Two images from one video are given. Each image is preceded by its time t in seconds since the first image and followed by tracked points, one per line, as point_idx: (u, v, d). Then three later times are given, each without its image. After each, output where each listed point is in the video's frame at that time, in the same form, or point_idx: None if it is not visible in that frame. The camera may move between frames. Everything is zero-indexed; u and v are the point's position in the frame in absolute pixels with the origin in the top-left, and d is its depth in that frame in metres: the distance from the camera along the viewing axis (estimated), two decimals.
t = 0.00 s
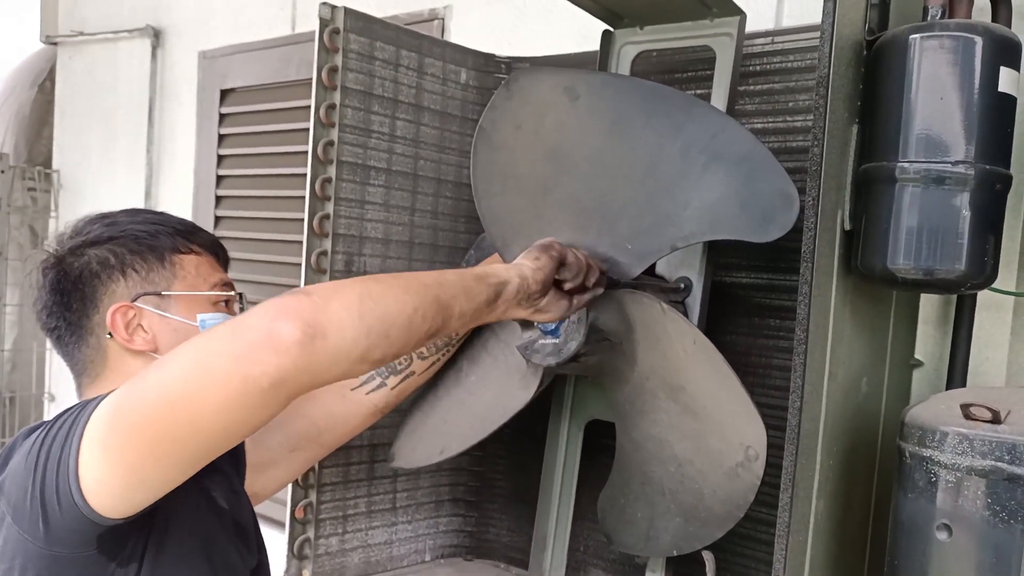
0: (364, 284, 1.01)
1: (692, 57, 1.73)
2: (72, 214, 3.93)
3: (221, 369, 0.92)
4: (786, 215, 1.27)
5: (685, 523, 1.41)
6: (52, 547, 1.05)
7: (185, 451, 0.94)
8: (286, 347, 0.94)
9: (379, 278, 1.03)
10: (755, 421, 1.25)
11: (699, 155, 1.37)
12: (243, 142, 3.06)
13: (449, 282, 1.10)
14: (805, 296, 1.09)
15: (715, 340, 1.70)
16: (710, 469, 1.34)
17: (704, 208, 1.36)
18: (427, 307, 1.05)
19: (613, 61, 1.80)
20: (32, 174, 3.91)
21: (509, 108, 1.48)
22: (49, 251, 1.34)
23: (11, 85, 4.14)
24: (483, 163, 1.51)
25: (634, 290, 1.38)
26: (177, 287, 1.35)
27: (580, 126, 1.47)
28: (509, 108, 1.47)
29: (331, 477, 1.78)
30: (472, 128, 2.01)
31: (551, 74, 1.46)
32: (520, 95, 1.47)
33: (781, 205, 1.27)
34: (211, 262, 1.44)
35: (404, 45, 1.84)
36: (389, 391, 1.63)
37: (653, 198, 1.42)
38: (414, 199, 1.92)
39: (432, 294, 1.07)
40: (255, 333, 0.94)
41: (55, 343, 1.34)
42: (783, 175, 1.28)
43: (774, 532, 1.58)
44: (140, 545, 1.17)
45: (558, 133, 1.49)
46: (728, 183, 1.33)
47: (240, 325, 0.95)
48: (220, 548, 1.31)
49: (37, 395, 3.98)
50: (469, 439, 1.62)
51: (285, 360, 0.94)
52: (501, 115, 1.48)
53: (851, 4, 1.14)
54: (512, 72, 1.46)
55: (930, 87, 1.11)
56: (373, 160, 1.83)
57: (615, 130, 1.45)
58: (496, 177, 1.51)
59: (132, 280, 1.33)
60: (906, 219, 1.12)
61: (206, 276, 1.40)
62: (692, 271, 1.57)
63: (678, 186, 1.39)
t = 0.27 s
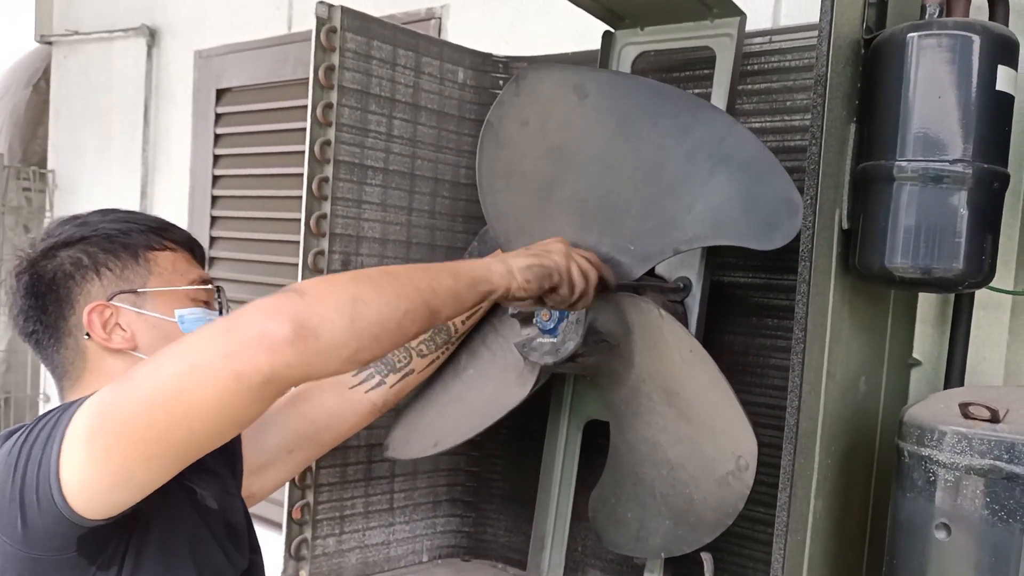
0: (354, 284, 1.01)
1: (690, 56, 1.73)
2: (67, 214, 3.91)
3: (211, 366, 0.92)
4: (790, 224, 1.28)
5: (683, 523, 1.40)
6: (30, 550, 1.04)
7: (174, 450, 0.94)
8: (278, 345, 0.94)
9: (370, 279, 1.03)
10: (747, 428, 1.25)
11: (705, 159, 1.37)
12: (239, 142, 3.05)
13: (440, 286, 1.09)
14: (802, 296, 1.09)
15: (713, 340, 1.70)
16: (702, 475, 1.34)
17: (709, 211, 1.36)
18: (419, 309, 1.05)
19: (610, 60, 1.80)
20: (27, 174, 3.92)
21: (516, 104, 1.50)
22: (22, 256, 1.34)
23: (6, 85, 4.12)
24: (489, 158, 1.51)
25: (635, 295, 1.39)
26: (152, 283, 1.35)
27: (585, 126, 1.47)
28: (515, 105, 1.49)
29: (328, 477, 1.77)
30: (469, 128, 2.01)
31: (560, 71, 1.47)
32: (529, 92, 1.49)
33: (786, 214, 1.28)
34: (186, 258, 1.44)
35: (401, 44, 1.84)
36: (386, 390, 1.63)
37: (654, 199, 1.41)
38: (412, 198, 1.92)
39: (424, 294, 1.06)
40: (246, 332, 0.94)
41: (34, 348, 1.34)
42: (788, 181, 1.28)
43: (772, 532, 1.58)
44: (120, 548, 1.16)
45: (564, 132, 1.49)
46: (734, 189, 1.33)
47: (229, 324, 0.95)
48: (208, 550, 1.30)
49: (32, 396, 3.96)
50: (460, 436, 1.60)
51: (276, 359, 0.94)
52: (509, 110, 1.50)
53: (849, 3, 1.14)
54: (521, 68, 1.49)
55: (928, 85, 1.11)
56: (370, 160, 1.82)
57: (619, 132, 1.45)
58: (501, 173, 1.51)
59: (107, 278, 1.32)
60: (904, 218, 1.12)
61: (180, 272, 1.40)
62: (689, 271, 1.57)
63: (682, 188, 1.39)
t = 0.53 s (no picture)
0: (346, 283, 0.99)
1: (685, 56, 1.73)
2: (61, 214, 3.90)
3: (201, 370, 0.90)
4: (782, 215, 1.27)
5: (679, 523, 1.40)
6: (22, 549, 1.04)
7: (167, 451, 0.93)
8: (268, 347, 0.92)
9: (363, 277, 1.01)
10: (750, 421, 1.24)
11: (695, 155, 1.37)
12: (234, 142, 3.04)
13: (434, 280, 1.06)
14: (800, 296, 1.09)
15: (709, 340, 1.70)
16: (706, 468, 1.34)
17: (699, 207, 1.36)
18: (411, 307, 1.03)
19: (606, 59, 1.80)
20: (20, 174, 3.91)
21: (502, 107, 1.48)
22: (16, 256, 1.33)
23: None
24: (477, 162, 1.49)
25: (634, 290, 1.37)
26: (148, 283, 1.34)
27: (573, 125, 1.47)
28: (502, 108, 1.47)
29: (324, 477, 1.77)
30: (465, 128, 2.00)
31: (546, 72, 1.46)
32: (515, 94, 1.47)
33: (778, 205, 1.27)
34: (181, 259, 1.43)
35: (396, 43, 1.83)
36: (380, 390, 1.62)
37: (647, 197, 1.41)
38: (408, 198, 1.92)
39: (417, 292, 1.04)
40: (236, 334, 0.92)
41: (29, 348, 1.34)
42: (778, 175, 1.28)
43: (769, 532, 1.58)
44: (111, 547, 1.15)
45: (552, 132, 1.48)
46: (724, 183, 1.33)
47: (220, 326, 0.93)
48: (200, 551, 1.29)
49: (26, 396, 3.93)
50: (461, 441, 1.61)
51: (267, 361, 0.92)
52: (496, 114, 1.48)
53: (846, 3, 1.14)
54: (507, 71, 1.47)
55: (925, 85, 1.11)
56: (366, 159, 1.82)
57: (608, 130, 1.44)
58: (490, 177, 1.50)
59: (101, 277, 1.31)
60: (901, 217, 1.12)
61: (176, 273, 1.39)
62: (686, 271, 1.57)
63: (672, 185, 1.39)
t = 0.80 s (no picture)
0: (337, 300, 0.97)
1: (681, 54, 1.72)
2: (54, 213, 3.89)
3: (185, 382, 0.90)
4: (784, 224, 1.28)
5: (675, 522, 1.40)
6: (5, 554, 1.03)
7: (150, 462, 0.93)
8: (252, 363, 0.91)
9: (356, 293, 0.98)
10: (738, 437, 1.23)
11: (699, 157, 1.37)
12: (227, 140, 3.03)
13: (430, 297, 1.03)
14: (797, 295, 1.08)
15: (705, 339, 1.69)
16: (693, 475, 1.33)
17: (703, 210, 1.37)
18: (404, 324, 0.99)
19: (602, 57, 1.79)
20: (14, 173, 3.93)
21: (508, 101, 1.41)
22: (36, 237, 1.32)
23: None
24: (482, 154, 1.42)
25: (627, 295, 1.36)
26: (157, 295, 1.33)
27: (578, 124, 1.43)
28: (507, 102, 1.40)
29: (319, 477, 1.76)
30: (460, 126, 2.00)
31: (554, 68, 1.41)
32: (520, 90, 1.40)
33: (780, 213, 1.29)
34: (201, 270, 1.41)
35: (391, 40, 1.83)
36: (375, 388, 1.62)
37: (649, 198, 1.41)
38: (402, 196, 1.91)
39: (412, 308, 1.01)
40: (223, 347, 0.92)
41: (31, 330, 1.33)
42: (781, 182, 1.29)
43: (765, 531, 1.58)
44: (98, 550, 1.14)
45: (558, 130, 1.43)
46: (728, 189, 1.34)
47: (208, 339, 0.92)
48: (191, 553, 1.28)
49: (20, 396, 3.94)
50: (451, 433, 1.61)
51: (252, 376, 0.91)
52: (501, 105, 1.41)
53: None
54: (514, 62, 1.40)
55: (921, 83, 1.10)
56: (360, 157, 1.81)
57: (612, 130, 1.43)
58: (493, 169, 1.43)
59: (111, 281, 1.30)
60: (897, 216, 1.12)
61: (191, 286, 1.37)
62: (682, 269, 1.56)
63: (676, 187, 1.39)
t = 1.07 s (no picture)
0: (352, 316, 0.98)
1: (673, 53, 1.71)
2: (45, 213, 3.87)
3: (207, 411, 0.90)
4: (775, 219, 1.26)
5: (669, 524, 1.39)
6: None
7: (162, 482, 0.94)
8: (277, 396, 0.93)
9: (368, 310, 1.00)
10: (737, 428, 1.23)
11: (685, 154, 1.36)
12: (219, 139, 3.02)
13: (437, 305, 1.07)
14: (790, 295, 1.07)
15: (699, 339, 1.69)
16: (688, 475, 1.33)
17: (691, 208, 1.35)
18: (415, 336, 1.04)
19: (595, 56, 1.78)
20: (4, 172, 3.90)
21: (495, 101, 1.47)
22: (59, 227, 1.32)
23: None
24: (467, 156, 1.49)
25: (618, 293, 1.40)
26: (167, 306, 1.31)
27: (564, 122, 1.45)
28: (491, 102, 1.47)
29: (311, 479, 1.75)
30: (452, 125, 1.99)
31: (537, 70, 1.45)
32: (505, 89, 1.47)
33: (768, 209, 1.27)
34: (214, 285, 1.40)
35: (383, 40, 1.82)
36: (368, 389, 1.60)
37: (641, 197, 1.40)
38: (395, 196, 1.90)
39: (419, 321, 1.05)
40: (244, 376, 0.92)
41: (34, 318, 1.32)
42: (771, 179, 1.27)
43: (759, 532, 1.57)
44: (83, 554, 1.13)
45: (546, 129, 1.46)
46: (713, 185, 1.33)
47: (227, 367, 0.92)
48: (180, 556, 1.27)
49: (11, 397, 3.93)
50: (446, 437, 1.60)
51: (275, 406, 0.93)
52: (485, 107, 1.48)
53: None
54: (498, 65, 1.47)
55: (915, 83, 1.10)
56: (352, 157, 1.80)
57: (601, 128, 1.42)
58: (484, 170, 1.49)
59: (124, 286, 1.28)
60: (891, 216, 1.12)
61: (203, 301, 1.36)
62: (676, 270, 1.56)
63: (662, 185, 1.38)
